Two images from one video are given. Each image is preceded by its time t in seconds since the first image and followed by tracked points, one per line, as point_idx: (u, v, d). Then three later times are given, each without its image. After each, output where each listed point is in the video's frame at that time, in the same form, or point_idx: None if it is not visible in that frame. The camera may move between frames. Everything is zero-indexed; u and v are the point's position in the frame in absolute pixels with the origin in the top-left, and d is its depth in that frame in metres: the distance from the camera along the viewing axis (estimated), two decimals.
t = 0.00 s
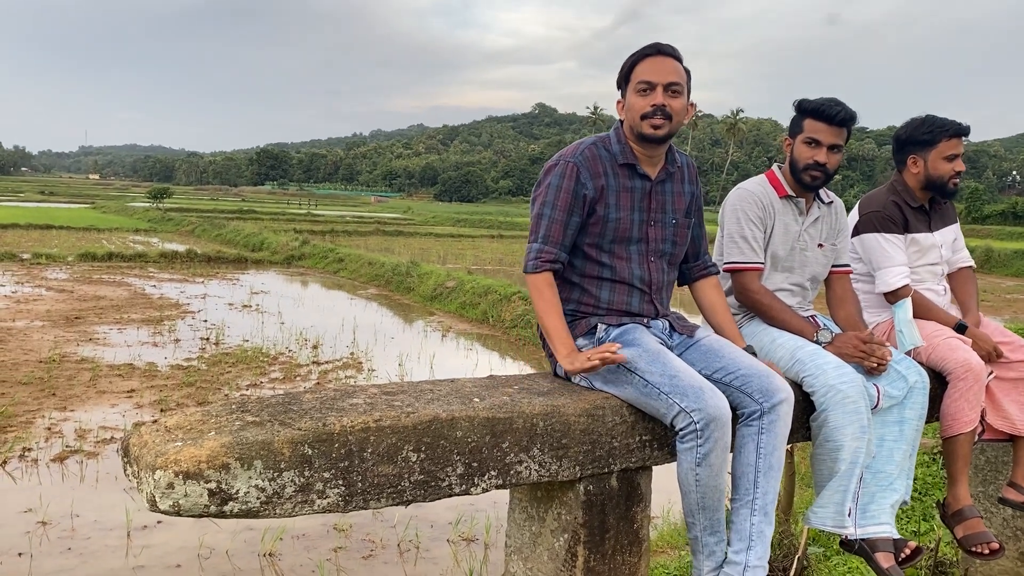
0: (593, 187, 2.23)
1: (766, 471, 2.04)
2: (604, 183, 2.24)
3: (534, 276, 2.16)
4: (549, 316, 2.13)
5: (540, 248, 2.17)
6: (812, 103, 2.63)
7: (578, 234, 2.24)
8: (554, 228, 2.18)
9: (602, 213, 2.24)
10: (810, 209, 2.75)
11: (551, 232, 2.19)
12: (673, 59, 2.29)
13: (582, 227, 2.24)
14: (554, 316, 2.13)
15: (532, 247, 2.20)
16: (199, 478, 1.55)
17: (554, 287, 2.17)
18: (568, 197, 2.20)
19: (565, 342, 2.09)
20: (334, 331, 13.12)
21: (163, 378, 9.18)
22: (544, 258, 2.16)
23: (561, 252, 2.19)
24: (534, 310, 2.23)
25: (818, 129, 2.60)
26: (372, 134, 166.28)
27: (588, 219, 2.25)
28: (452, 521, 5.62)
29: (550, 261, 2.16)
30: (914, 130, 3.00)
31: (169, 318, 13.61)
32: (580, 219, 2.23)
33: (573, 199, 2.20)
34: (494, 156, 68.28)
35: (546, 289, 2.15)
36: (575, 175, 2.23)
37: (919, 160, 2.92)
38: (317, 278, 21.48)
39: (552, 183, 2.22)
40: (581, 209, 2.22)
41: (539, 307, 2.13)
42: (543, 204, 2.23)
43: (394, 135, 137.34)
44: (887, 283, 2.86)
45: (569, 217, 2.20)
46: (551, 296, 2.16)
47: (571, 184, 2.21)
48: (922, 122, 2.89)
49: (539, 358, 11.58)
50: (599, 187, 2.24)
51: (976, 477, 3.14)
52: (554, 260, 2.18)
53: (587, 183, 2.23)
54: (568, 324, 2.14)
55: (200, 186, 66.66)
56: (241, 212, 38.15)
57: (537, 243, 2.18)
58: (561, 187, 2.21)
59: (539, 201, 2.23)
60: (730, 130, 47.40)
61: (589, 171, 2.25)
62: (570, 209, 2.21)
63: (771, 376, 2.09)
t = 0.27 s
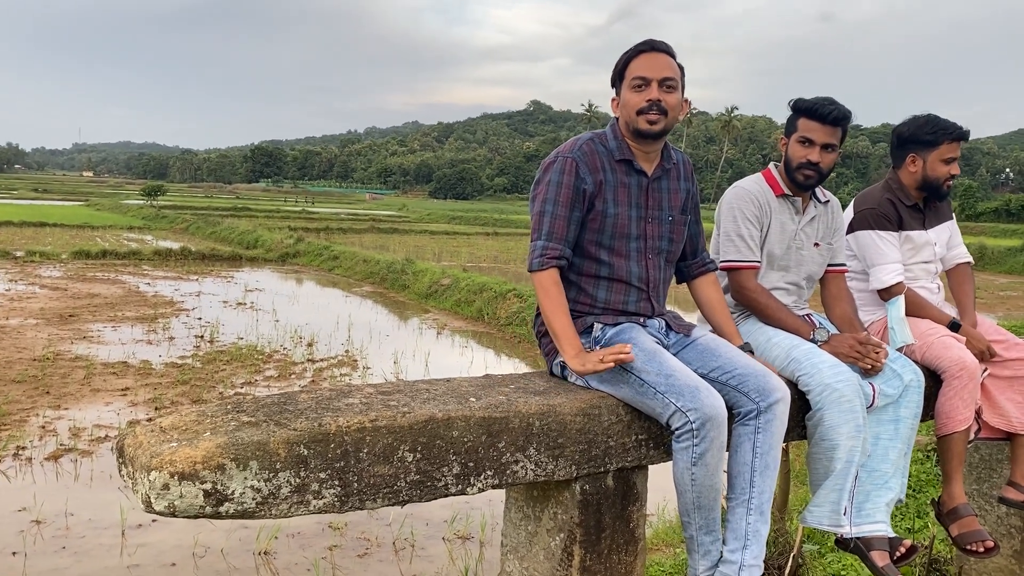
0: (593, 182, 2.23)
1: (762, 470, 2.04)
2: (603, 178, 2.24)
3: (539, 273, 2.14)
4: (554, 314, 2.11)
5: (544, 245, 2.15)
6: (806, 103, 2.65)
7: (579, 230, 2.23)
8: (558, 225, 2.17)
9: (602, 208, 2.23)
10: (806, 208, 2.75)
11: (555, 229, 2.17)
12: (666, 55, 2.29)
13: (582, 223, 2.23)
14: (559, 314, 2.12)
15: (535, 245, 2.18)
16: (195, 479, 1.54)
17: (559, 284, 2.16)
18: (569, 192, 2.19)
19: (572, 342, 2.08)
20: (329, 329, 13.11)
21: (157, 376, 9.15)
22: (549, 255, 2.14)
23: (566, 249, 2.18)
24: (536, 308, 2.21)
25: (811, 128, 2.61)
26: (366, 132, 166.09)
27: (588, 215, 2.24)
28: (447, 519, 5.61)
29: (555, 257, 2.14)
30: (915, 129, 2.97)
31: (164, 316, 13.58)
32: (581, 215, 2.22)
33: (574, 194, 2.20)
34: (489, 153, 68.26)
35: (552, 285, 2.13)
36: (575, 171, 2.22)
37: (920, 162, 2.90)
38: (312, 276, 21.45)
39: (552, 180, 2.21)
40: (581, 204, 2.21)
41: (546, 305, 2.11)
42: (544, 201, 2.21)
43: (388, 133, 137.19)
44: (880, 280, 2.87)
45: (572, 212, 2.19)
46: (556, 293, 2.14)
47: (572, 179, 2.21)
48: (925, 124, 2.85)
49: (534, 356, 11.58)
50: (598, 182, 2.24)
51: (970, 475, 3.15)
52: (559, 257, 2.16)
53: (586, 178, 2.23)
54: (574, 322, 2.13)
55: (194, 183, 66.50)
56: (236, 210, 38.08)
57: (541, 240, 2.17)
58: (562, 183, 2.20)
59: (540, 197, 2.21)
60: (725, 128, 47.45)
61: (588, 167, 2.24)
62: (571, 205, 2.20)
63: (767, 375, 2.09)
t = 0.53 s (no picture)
0: (588, 179, 2.22)
1: (754, 467, 2.04)
2: (598, 176, 2.24)
3: (536, 272, 2.13)
4: (550, 313, 2.10)
5: (541, 243, 2.14)
6: (797, 101, 2.64)
7: (574, 228, 2.22)
8: (555, 223, 2.16)
9: (597, 206, 2.23)
10: (798, 205, 2.75)
11: (552, 226, 2.16)
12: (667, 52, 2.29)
13: (577, 221, 2.23)
14: (556, 313, 2.11)
15: (532, 243, 2.17)
16: (185, 478, 1.53)
17: (555, 282, 2.15)
18: (565, 189, 2.19)
19: (559, 348, 2.07)
20: (319, 327, 13.08)
21: (147, 374, 9.11)
22: (546, 254, 2.14)
23: (563, 246, 2.17)
24: (531, 306, 2.20)
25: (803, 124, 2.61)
26: (356, 129, 165.79)
27: (583, 213, 2.24)
28: (439, 516, 5.61)
29: (553, 256, 2.14)
30: (911, 125, 2.94)
31: (153, 314, 13.53)
32: (577, 213, 2.22)
33: (571, 192, 2.19)
34: (479, 150, 68.22)
35: (549, 284, 2.12)
36: (571, 168, 2.21)
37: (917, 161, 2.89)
38: (302, 274, 21.41)
39: (548, 177, 2.21)
40: (577, 202, 2.21)
41: (542, 305, 2.10)
42: (540, 198, 2.20)
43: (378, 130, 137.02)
44: (869, 276, 2.87)
45: (568, 210, 2.19)
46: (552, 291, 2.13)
47: (568, 177, 2.20)
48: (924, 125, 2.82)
49: (525, 353, 11.58)
50: (594, 179, 2.23)
51: (960, 471, 3.16)
52: (556, 255, 2.16)
53: (582, 175, 2.23)
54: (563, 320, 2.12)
55: (183, 181, 66.23)
56: (225, 208, 37.95)
57: (538, 238, 2.16)
58: (558, 181, 2.19)
59: (536, 195, 2.21)
60: (715, 125, 47.55)
61: (584, 164, 2.24)
62: (568, 203, 2.19)
63: (759, 372, 2.09)
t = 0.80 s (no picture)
0: (582, 178, 2.22)
1: (741, 467, 2.04)
2: (592, 175, 2.23)
3: (532, 270, 2.12)
4: (546, 313, 2.10)
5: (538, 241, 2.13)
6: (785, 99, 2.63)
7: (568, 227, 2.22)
8: (552, 221, 2.16)
9: (590, 206, 2.23)
10: (783, 203, 2.75)
11: (548, 225, 2.16)
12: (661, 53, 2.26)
13: (571, 220, 2.22)
14: (551, 312, 2.11)
15: (528, 242, 2.16)
16: (169, 481, 1.52)
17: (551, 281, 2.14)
18: (561, 188, 2.18)
19: (547, 353, 2.07)
20: (306, 325, 13.05)
21: (132, 373, 9.06)
22: (544, 252, 2.12)
23: (560, 245, 2.16)
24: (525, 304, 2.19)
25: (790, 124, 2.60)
26: (342, 126, 165.33)
27: (577, 212, 2.23)
28: (426, 515, 5.60)
29: (550, 255, 2.13)
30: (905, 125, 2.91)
31: (138, 313, 13.45)
32: (571, 212, 2.21)
33: (566, 191, 2.18)
34: (466, 148, 68.15)
35: (545, 283, 2.11)
36: (565, 167, 2.21)
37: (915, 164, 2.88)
38: (288, 272, 21.34)
39: (543, 175, 2.20)
40: (571, 202, 2.20)
41: (538, 305, 2.09)
42: (535, 196, 2.19)
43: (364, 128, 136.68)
44: (852, 275, 2.88)
45: (564, 209, 2.18)
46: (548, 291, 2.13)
47: (563, 176, 2.19)
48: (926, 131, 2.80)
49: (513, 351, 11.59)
50: (587, 178, 2.23)
51: (944, 467, 3.19)
52: (553, 255, 2.15)
53: (576, 174, 2.22)
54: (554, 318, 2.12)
55: (168, 180, 65.88)
56: (211, 206, 37.79)
57: (535, 237, 2.15)
58: (553, 179, 2.19)
59: (532, 193, 2.20)
60: (700, 123, 47.69)
61: (577, 162, 2.23)
62: (563, 202, 2.18)
63: (747, 371, 2.09)
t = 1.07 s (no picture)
0: (565, 176, 2.21)
1: (725, 465, 2.04)
2: (575, 173, 2.22)
3: (516, 269, 2.11)
4: (531, 312, 2.08)
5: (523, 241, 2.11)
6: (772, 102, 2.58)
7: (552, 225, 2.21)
8: (536, 219, 2.14)
9: (573, 203, 2.21)
10: (765, 201, 2.75)
11: (532, 224, 2.14)
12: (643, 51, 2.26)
13: (554, 218, 2.21)
14: (535, 310, 2.09)
15: (512, 240, 2.14)
16: (148, 484, 1.49)
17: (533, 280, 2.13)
18: (545, 185, 2.16)
19: (530, 353, 2.06)
20: (287, 324, 12.98)
21: (112, 374, 8.98)
22: (529, 252, 2.11)
23: (543, 244, 2.15)
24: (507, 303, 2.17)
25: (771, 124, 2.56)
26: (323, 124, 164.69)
27: (559, 210, 2.22)
28: (410, 514, 5.58)
29: (534, 255, 2.11)
30: (897, 125, 2.90)
31: (118, 312, 13.34)
32: (554, 210, 2.20)
33: (550, 188, 2.17)
34: (448, 145, 68.05)
35: (528, 281, 2.10)
36: (548, 164, 2.19)
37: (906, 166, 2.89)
38: (270, 270, 21.23)
39: (525, 173, 2.17)
40: (555, 199, 2.19)
41: (523, 304, 2.08)
42: (518, 193, 2.17)
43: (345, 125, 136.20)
44: (830, 270, 2.87)
45: (547, 206, 2.16)
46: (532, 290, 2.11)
47: (547, 173, 2.17)
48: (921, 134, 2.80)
49: (496, 349, 11.57)
50: (570, 176, 2.21)
51: (926, 462, 3.20)
52: (536, 253, 2.13)
53: (559, 171, 2.20)
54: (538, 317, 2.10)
55: (148, 177, 65.41)
56: (192, 204, 37.53)
57: (519, 235, 2.13)
58: (537, 176, 2.16)
59: (517, 190, 2.17)
60: (682, 120, 47.83)
61: (559, 160, 2.21)
62: (546, 199, 2.17)
63: (730, 369, 2.09)
